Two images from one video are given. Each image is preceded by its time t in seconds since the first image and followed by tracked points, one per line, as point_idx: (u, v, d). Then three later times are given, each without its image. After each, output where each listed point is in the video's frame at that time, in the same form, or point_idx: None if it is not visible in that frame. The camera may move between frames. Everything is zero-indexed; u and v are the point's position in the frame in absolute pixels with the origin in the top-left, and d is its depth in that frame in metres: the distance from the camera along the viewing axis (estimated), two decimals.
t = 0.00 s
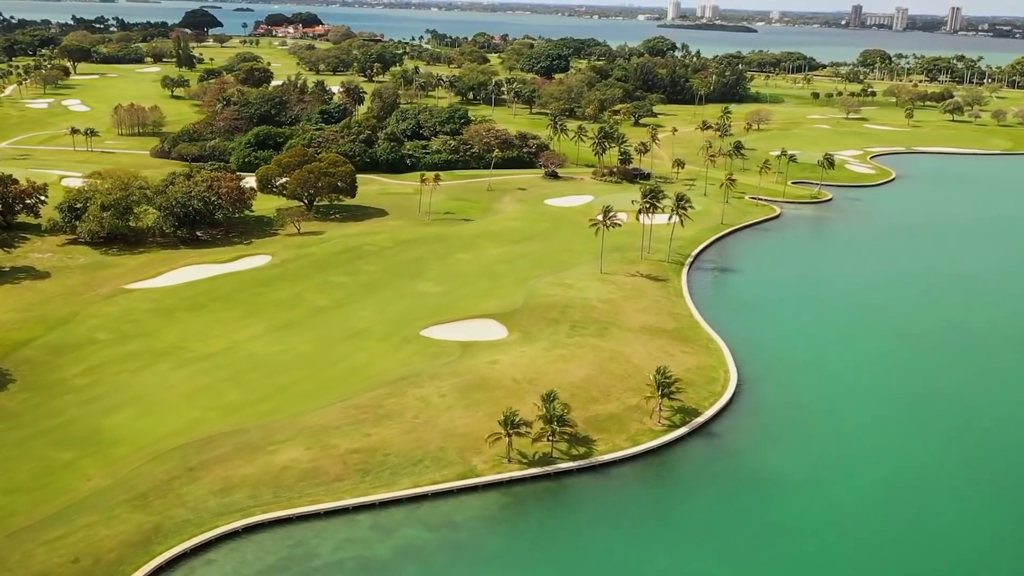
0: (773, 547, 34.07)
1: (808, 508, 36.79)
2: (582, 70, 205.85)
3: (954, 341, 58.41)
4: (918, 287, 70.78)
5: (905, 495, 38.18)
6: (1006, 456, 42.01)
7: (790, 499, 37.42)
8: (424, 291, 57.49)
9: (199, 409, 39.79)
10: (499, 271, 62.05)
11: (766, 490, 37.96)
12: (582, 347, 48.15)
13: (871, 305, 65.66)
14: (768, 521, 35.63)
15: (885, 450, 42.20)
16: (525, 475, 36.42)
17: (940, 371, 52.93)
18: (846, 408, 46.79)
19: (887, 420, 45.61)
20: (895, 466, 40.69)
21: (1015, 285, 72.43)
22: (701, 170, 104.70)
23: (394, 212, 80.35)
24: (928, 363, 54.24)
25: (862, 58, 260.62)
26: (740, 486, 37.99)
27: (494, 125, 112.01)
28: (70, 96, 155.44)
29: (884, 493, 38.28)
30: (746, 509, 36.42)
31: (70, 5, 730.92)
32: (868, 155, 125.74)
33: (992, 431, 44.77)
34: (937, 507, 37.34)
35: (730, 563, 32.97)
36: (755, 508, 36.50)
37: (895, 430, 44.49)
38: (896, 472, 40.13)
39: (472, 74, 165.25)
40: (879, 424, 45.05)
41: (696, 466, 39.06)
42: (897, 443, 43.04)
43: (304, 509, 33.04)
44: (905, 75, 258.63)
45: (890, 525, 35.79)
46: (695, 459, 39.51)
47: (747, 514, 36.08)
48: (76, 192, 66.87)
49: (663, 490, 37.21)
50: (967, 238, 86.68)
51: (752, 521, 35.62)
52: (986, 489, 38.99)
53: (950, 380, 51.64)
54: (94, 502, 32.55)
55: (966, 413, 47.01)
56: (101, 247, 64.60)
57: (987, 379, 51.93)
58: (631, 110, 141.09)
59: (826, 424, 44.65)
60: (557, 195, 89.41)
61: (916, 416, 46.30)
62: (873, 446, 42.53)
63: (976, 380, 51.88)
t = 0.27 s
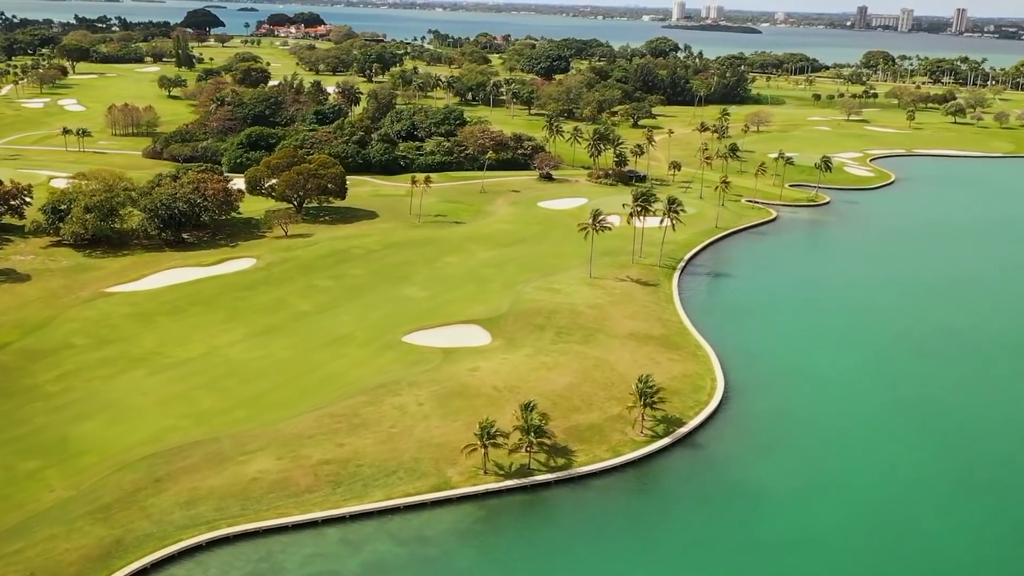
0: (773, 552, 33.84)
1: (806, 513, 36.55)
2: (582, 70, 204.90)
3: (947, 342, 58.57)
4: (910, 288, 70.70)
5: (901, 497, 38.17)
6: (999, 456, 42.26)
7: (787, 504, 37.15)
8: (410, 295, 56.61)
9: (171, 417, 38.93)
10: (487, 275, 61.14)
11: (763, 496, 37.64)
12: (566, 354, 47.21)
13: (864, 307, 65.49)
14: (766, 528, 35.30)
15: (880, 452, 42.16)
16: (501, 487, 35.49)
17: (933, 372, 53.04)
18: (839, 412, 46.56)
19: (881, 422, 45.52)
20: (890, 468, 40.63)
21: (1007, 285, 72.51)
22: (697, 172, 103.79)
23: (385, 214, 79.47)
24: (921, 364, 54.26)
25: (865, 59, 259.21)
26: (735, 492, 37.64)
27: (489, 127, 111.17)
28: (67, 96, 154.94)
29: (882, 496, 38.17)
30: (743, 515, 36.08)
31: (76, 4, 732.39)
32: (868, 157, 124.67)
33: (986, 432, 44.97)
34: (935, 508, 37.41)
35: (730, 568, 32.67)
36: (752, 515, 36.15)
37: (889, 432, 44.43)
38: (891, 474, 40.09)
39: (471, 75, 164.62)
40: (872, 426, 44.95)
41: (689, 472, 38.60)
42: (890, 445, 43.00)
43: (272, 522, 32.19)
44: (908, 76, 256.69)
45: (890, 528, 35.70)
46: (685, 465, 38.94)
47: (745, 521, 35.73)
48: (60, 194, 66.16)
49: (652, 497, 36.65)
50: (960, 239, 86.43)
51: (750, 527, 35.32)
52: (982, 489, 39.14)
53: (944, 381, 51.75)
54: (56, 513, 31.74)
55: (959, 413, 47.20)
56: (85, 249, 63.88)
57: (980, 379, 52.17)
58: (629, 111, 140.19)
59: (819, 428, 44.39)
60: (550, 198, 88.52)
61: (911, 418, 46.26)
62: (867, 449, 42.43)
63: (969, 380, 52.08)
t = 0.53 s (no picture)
0: (775, 560, 33.48)
1: (802, 519, 36.26)
2: (582, 71, 203.93)
3: (941, 343, 58.75)
4: (902, 288, 70.65)
5: (899, 499, 38.29)
6: (992, 457, 42.58)
7: (783, 510, 36.82)
8: (393, 301, 55.67)
9: (139, 428, 38.05)
10: (472, 280, 60.15)
11: (760, 502, 37.23)
12: (548, 362, 46.19)
13: (859, 308, 65.23)
14: (764, 535, 34.92)
15: (874, 455, 42.11)
16: (474, 501, 34.49)
17: (926, 373, 53.18)
18: (833, 416, 46.35)
19: (875, 426, 45.44)
20: (885, 472, 40.61)
21: (999, 285, 72.72)
22: (693, 174, 102.75)
23: (374, 217, 78.56)
24: (915, 365, 54.26)
25: (868, 60, 257.67)
26: (730, 499, 37.17)
27: (483, 128, 110.27)
28: (62, 97, 154.42)
29: (879, 501, 38.09)
30: (739, 522, 35.64)
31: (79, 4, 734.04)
32: (867, 159, 123.43)
33: (981, 433, 45.24)
34: (932, 511, 37.51)
35: (729, 575, 32.28)
36: (748, 521, 35.76)
37: (882, 435, 44.45)
38: (887, 478, 40.07)
39: (468, 75, 163.79)
40: (866, 430, 44.88)
41: (677, 481, 37.87)
42: (884, 448, 42.95)
43: (235, 538, 31.27)
44: (911, 77, 254.87)
45: (889, 533, 35.61)
46: (668, 477, 38.02)
47: (742, 528, 35.30)
48: (42, 196, 65.37)
49: (632, 510, 35.71)
50: (954, 240, 86.09)
51: (748, 534, 34.92)
52: (978, 490, 39.47)
53: (937, 382, 51.89)
54: (13, 528, 30.87)
55: (952, 414, 47.41)
56: (66, 253, 63.11)
57: (973, 380, 52.47)
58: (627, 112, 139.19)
59: (812, 433, 44.12)
60: (542, 200, 87.57)
61: (904, 420, 46.31)
62: (860, 453, 42.35)
63: (963, 380, 52.30)
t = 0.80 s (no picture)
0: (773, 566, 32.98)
1: (799, 523, 35.78)
2: (579, 70, 203.03)
3: (938, 341, 58.39)
4: (897, 287, 70.23)
5: (897, 499, 37.92)
6: (988, 454, 42.35)
7: (778, 514, 36.29)
8: (376, 305, 54.80)
9: (107, 437, 37.19)
10: (457, 284, 59.28)
11: (755, 507, 36.71)
12: (529, 368, 45.28)
13: (855, 308, 64.71)
14: (761, 541, 34.42)
15: (871, 455, 41.70)
16: (447, 512, 33.60)
17: (923, 371, 52.81)
18: (828, 417, 45.84)
19: (872, 427, 44.98)
20: (882, 472, 40.22)
21: (994, 283, 72.34)
22: (687, 173, 101.77)
23: (361, 220, 77.70)
24: (911, 364, 53.86)
25: (868, 57, 256.38)
26: (724, 506, 36.59)
27: (476, 128, 109.44)
28: (56, 99, 153.97)
29: (877, 502, 37.68)
30: (735, 528, 35.09)
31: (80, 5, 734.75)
32: (864, 158, 122.35)
33: (979, 431, 44.95)
34: (931, 510, 37.19)
35: None
36: (744, 527, 35.23)
37: (877, 434, 44.08)
38: (885, 478, 39.70)
39: (463, 75, 163.07)
40: (861, 430, 44.43)
41: (664, 489, 37.09)
42: (881, 448, 42.55)
43: (199, 553, 30.42)
44: (911, 74, 253.22)
45: (889, 535, 35.20)
46: (653, 486, 37.23)
47: (738, 533, 34.77)
48: (23, 199, 64.57)
49: (612, 522, 34.77)
50: (950, 238, 85.47)
51: (745, 540, 34.38)
52: (977, 489, 39.19)
53: (934, 380, 51.53)
54: None
55: (948, 413, 47.10)
56: (47, 257, 62.32)
57: (970, 378, 52.16)
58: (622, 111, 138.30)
59: (807, 435, 43.60)
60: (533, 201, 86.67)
61: (901, 420, 45.93)
62: (857, 453, 41.93)
63: (960, 379, 51.97)
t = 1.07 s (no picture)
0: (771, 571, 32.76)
1: (798, 527, 35.58)
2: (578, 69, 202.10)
3: (933, 341, 58.27)
4: (890, 287, 70.00)
5: (892, 501, 37.77)
6: (982, 455, 42.32)
7: (771, 520, 35.97)
8: (357, 308, 54.04)
9: (74, 444, 36.48)
10: (441, 286, 58.48)
11: (752, 513, 36.40)
12: (509, 373, 44.47)
13: (851, 308, 64.43)
14: (759, 546, 34.20)
15: (865, 458, 41.52)
16: (417, 523, 32.79)
17: (920, 372, 52.68)
18: (824, 419, 45.60)
19: (869, 429, 44.80)
20: (877, 474, 40.07)
21: (987, 283, 72.25)
22: (681, 173, 100.90)
23: (350, 221, 76.99)
24: (905, 365, 53.66)
25: (869, 56, 254.87)
26: (719, 511, 36.27)
27: (469, 128, 108.71)
28: (52, 99, 153.66)
29: (875, 504, 37.49)
30: (731, 535, 34.76)
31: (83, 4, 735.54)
32: (861, 157, 121.39)
33: (978, 432, 44.93)
34: (932, 512, 37.11)
35: None
36: (743, 533, 34.93)
37: (871, 436, 43.90)
38: (884, 480, 39.56)
39: (460, 74, 162.38)
40: (859, 433, 44.23)
41: (648, 498, 36.45)
42: (875, 450, 42.39)
43: (159, 566, 29.68)
44: (912, 73, 251.46)
45: (890, 538, 35.05)
46: (636, 493, 36.59)
47: (735, 540, 34.46)
48: (4, 200, 63.92)
49: (590, 531, 34.09)
50: (946, 238, 85.11)
51: (743, 547, 34.09)
52: (976, 489, 39.26)
53: (932, 381, 51.42)
54: None
55: (942, 414, 47.00)
56: (29, 259, 61.72)
57: (964, 378, 52.09)
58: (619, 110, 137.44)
59: (804, 438, 43.33)
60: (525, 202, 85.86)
61: (899, 420, 45.82)
62: (855, 455, 41.74)
63: (959, 379, 51.94)
